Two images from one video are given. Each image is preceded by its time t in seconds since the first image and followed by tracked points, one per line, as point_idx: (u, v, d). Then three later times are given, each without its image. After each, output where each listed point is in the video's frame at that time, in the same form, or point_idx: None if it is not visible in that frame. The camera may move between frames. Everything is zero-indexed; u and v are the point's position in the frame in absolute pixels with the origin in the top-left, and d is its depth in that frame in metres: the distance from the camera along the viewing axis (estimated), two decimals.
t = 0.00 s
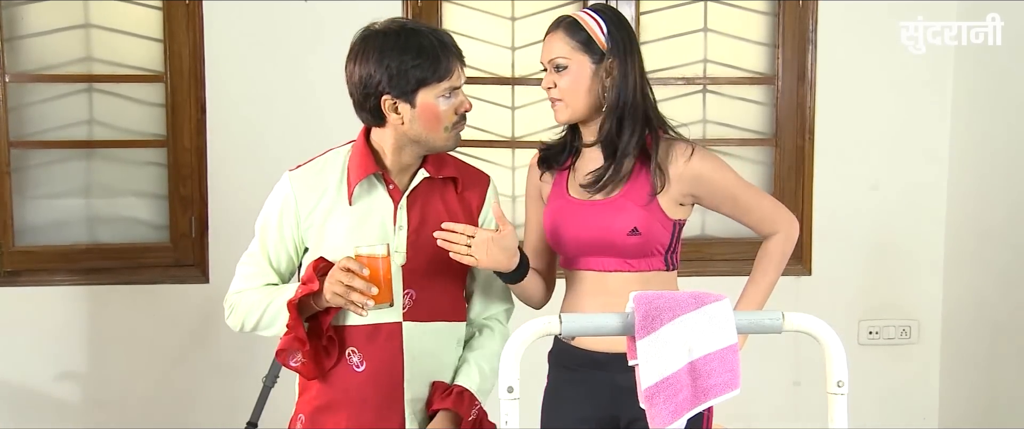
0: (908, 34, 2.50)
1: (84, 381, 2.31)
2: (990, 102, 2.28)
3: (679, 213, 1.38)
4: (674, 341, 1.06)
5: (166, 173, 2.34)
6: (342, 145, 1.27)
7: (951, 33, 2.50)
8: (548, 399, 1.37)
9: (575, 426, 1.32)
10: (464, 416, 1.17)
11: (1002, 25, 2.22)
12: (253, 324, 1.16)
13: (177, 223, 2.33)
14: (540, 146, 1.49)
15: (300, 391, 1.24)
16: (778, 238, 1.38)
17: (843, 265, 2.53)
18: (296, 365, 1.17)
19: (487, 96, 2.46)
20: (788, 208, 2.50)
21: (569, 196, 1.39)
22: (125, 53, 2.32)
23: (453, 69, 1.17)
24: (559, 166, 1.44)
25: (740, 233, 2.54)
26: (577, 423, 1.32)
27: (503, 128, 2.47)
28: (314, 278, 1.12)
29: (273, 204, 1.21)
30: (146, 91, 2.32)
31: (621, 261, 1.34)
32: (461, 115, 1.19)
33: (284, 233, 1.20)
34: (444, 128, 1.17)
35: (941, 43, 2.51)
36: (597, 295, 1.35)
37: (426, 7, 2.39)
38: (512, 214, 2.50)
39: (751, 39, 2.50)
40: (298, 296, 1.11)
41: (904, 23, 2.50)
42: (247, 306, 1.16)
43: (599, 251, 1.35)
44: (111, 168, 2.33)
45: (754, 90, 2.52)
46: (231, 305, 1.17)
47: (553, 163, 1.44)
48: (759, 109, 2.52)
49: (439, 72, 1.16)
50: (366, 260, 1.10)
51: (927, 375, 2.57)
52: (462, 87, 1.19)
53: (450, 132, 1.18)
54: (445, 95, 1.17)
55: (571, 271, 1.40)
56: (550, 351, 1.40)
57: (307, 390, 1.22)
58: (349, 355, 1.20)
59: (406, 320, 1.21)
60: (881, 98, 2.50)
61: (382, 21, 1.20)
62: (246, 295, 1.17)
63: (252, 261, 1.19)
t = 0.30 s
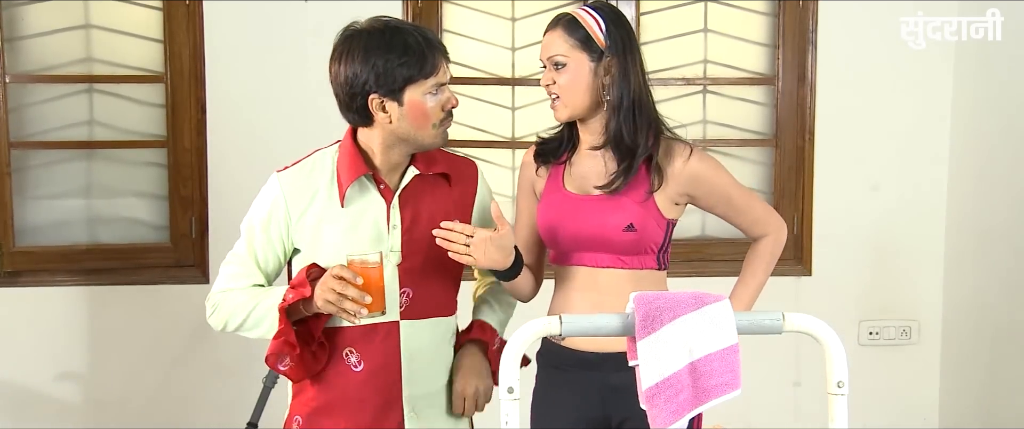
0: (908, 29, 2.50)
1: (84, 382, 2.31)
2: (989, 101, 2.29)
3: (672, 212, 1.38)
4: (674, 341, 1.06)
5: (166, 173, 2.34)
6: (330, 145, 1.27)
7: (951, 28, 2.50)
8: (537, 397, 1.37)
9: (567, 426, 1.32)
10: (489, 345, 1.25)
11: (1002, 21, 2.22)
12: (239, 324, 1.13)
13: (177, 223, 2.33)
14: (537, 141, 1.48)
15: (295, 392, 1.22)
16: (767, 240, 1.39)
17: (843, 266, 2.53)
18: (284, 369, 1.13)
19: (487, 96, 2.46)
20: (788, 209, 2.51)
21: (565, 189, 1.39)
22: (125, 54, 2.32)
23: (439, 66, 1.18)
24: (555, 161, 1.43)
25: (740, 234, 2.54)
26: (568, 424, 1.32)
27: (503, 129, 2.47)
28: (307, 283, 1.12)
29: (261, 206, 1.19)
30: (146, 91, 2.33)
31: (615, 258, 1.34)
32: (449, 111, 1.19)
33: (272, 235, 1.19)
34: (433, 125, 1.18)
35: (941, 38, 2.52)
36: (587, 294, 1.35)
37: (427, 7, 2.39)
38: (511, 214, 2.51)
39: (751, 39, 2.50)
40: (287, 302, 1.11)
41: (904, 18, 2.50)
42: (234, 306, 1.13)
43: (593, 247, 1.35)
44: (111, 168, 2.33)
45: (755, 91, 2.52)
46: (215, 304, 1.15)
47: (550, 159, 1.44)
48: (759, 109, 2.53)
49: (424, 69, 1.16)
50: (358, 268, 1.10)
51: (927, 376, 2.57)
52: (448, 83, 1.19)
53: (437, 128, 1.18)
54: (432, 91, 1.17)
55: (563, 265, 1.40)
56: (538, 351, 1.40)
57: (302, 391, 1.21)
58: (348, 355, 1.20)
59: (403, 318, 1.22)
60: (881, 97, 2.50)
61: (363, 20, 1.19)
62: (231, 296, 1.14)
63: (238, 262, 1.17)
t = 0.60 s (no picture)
0: (908, 24, 2.50)
1: (84, 382, 2.31)
2: (989, 100, 2.28)
3: (671, 202, 1.38)
4: (674, 342, 1.06)
5: (166, 174, 2.34)
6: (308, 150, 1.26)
7: (951, 24, 2.51)
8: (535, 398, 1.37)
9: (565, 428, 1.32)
10: (468, 304, 1.36)
11: (1002, 16, 2.22)
12: (221, 331, 1.13)
13: (177, 224, 2.33)
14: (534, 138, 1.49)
15: (283, 398, 1.22)
16: (765, 232, 1.36)
17: (843, 266, 2.53)
18: (268, 378, 1.13)
19: (487, 96, 2.46)
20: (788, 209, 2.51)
21: (566, 179, 1.39)
22: (126, 54, 2.32)
23: (422, 68, 1.18)
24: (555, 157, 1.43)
25: (740, 235, 2.54)
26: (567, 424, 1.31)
27: (503, 129, 2.48)
28: (294, 295, 1.11)
29: (241, 211, 1.18)
30: (146, 92, 2.33)
31: (614, 248, 1.34)
32: (432, 113, 1.20)
33: (252, 240, 1.18)
34: (417, 127, 1.19)
35: (941, 33, 2.51)
36: (587, 289, 1.35)
37: (427, 8, 2.38)
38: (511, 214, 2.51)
39: (751, 40, 2.51)
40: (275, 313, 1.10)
41: (904, 14, 2.50)
42: (216, 313, 1.12)
43: (593, 237, 1.35)
44: (111, 169, 2.33)
45: (754, 91, 2.52)
46: (196, 311, 1.14)
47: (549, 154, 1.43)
48: (759, 110, 2.53)
49: (408, 71, 1.17)
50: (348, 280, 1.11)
51: (928, 376, 2.57)
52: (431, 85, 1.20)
53: (421, 129, 1.19)
54: (416, 93, 1.18)
55: (561, 259, 1.38)
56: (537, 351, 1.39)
57: (290, 397, 1.21)
58: (337, 358, 1.21)
59: (391, 318, 1.23)
60: (881, 97, 2.50)
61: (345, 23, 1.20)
62: (214, 303, 1.14)
63: (219, 267, 1.16)
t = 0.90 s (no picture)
0: (908, 19, 2.49)
1: (84, 383, 2.31)
2: (989, 99, 2.29)
3: (671, 204, 1.38)
4: (674, 342, 1.05)
5: (166, 174, 2.34)
6: (285, 151, 1.26)
7: (951, 19, 2.49)
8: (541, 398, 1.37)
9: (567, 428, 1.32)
10: (445, 323, 1.37)
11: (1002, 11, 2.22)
12: (209, 339, 1.13)
13: (177, 224, 2.33)
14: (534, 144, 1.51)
15: (264, 402, 1.22)
16: (766, 230, 1.37)
17: (843, 267, 2.53)
18: (257, 386, 1.15)
19: (487, 96, 2.46)
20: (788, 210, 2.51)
21: (566, 187, 1.39)
22: (126, 54, 2.32)
23: (401, 66, 1.20)
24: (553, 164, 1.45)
25: (741, 235, 2.54)
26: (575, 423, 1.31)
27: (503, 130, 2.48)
28: (283, 299, 1.12)
29: (220, 217, 1.17)
30: (146, 92, 2.33)
31: (616, 252, 1.34)
32: (410, 110, 1.22)
33: (234, 244, 1.18)
34: (397, 125, 1.20)
35: (941, 29, 2.51)
36: (592, 291, 1.35)
37: (426, 8, 2.38)
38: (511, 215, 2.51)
39: (752, 41, 2.51)
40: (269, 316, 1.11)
41: (904, 9, 2.50)
42: (203, 323, 1.13)
43: (594, 242, 1.35)
44: (111, 169, 2.33)
45: (755, 92, 2.52)
46: (181, 320, 1.14)
47: (547, 161, 1.46)
48: (759, 111, 2.53)
49: (387, 68, 1.18)
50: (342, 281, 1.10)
51: (927, 377, 2.57)
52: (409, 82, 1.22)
53: (402, 127, 1.21)
54: (396, 91, 1.19)
55: (565, 263, 1.39)
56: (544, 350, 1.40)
57: (273, 402, 1.21)
58: (320, 361, 1.21)
59: (374, 318, 1.24)
60: (881, 97, 2.50)
61: (320, 22, 1.20)
62: (200, 311, 1.14)
63: (201, 274, 1.16)
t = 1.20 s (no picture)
0: (908, 15, 2.49)
1: (85, 383, 2.31)
2: (989, 99, 2.29)
3: (680, 207, 1.38)
4: (674, 343, 1.05)
5: (166, 175, 2.34)
6: (278, 152, 1.27)
7: (951, 14, 2.48)
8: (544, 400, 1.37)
9: None
10: (440, 324, 1.36)
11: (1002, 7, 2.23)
12: (206, 344, 1.14)
13: (177, 225, 2.33)
14: (540, 149, 1.51)
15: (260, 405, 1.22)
16: (774, 232, 1.37)
17: (843, 268, 2.53)
18: (254, 390, 1.15)
19: (486, 97, 2.46)
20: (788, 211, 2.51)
21: (573, 190, 1.39)
22: (125, 55, 2.32)
23: (394, 66, 1.20)
24: (561, 167, 1.45)
25: (741, 236, 2.54)
26: (582, 424, 1.31)
27: (503, 130, 2.48)
28: (279, 302, 1.11)
29: (213, 220, 1.17)
30: (146, 93, 2.33)
31: (626, 255, 1.34)
32: (403, 112, 1.22)
33: (228, 248, 1.18)
34: (391, 125, 1.20)
35: (941, 24, 2.50)
36: (600, 293, 1.35)
37: (426, 10, 2.38)
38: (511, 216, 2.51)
39: (752, 42, 2.51)
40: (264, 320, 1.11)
41: (904, 4, 2.49)
42: (199, 327, 1.13)
43: (604, 246, 1.35)
44: (111, 170, 2.33)
45: (754, 93, 2.53)
46: (177, 325, 1.14)
47: (554, 164, 1.46)
48: (760, 111, 2.53)
49: (378, 69, 1.18)
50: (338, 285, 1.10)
51: (927, 377, 2.57)
52: (402, 83, 1.22)
53: (396, 128, 1.21)
54: (389, 92, 1.19)
55: (574, 267, 1.39)
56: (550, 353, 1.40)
57: (268, 404, 1.21)
58: (314, 363, 1.21)
59: (370, 320, 1.24)
60: (881, 97, 2.50)
61: (311, 24, 1.21)
62: (196, 316, 1.14)
63: (196, 278, 1.16)
